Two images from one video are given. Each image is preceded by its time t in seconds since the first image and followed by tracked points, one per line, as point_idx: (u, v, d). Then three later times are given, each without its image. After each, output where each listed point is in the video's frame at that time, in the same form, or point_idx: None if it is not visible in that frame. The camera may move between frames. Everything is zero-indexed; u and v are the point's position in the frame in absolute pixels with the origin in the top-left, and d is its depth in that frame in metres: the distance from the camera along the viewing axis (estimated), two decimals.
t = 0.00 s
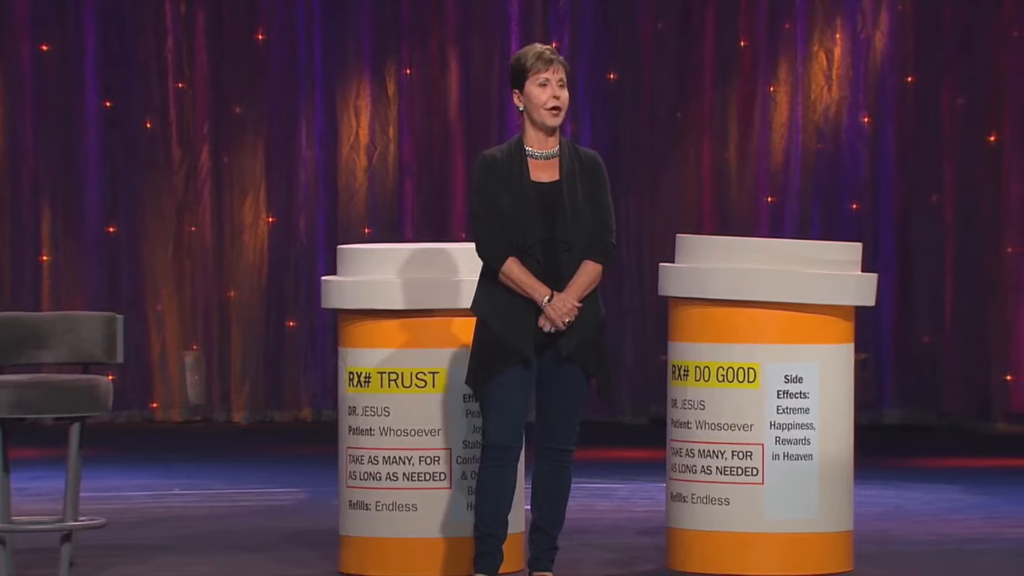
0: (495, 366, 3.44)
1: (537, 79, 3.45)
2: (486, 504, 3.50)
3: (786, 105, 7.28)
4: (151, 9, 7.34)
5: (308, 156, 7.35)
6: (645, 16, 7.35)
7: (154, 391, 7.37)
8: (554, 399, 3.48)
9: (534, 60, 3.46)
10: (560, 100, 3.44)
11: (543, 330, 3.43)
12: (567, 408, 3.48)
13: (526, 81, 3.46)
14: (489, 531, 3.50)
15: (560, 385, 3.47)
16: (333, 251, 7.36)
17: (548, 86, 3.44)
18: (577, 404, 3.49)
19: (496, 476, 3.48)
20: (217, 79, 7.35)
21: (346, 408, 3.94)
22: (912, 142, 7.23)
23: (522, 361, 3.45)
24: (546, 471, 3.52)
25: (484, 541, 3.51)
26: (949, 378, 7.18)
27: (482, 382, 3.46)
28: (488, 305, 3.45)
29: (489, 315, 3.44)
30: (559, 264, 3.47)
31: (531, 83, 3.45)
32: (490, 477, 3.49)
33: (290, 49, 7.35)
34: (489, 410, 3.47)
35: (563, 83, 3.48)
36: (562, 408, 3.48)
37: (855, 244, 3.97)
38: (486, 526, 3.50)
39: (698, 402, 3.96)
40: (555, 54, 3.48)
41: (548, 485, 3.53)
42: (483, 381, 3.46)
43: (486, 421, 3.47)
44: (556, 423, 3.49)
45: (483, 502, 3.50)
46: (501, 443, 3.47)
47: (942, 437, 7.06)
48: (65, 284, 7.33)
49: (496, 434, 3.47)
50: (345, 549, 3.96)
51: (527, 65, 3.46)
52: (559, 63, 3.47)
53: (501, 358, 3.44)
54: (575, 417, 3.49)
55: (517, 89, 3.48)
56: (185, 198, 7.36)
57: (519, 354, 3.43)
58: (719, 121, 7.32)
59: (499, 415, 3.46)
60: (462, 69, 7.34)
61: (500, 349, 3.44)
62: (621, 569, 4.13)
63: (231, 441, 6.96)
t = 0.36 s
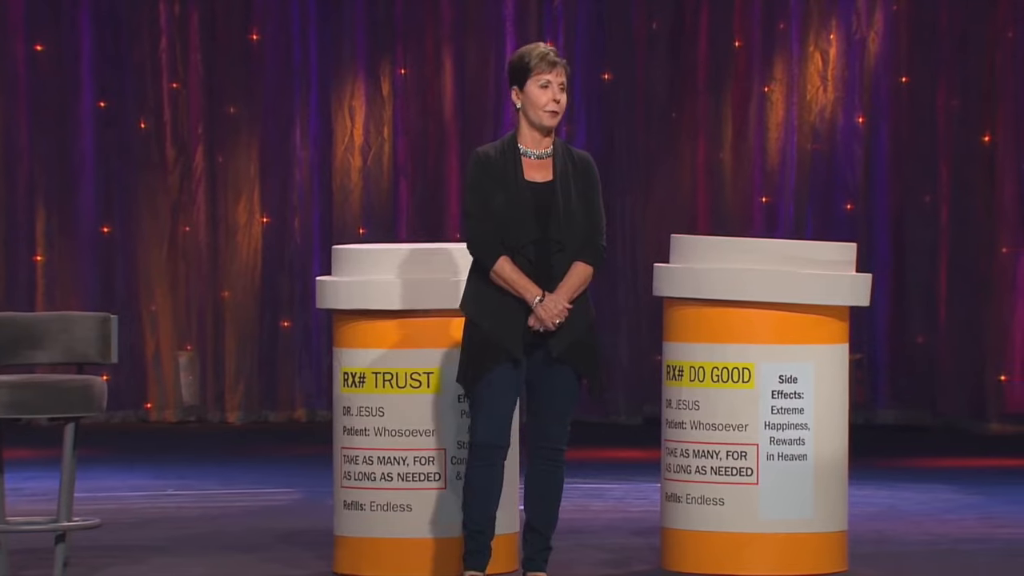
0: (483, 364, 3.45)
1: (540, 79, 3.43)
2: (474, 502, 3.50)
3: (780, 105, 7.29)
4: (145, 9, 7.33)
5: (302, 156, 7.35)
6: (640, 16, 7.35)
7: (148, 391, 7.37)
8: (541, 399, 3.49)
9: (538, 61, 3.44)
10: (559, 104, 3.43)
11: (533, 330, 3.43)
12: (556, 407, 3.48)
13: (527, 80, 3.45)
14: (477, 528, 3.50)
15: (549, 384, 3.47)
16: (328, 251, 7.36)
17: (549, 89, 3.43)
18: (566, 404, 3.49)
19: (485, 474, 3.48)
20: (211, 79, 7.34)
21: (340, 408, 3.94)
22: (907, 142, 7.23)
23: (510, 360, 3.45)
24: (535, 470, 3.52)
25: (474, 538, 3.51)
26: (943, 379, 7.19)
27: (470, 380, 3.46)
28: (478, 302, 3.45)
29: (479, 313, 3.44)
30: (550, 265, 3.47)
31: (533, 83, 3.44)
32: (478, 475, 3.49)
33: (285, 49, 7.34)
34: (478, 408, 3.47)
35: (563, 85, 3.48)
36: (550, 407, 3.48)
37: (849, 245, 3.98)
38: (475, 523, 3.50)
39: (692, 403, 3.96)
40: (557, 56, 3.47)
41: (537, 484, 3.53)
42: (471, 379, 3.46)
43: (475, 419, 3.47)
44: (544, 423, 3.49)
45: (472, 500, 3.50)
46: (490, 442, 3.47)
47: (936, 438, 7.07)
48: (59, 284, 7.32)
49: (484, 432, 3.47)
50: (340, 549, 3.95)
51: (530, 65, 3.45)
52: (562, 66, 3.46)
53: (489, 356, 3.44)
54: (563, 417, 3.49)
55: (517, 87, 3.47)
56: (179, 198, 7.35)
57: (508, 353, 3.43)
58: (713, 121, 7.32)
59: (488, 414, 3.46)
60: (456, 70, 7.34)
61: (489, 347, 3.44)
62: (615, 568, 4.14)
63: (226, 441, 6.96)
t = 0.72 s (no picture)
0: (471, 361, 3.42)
1: (533, 83, 3.46)
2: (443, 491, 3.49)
3: (780, 105, 7.28)
4: (145, 10, 7.33)
5: (302, 156, 7.35)
6: (639, 16, 7.35)
7: (148, 391, 7.37)
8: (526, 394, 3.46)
9: (532, 64, 3.47)
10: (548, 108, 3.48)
11: (522, 330, 3.41)
12: (541, 406, 3.45)
13: (520, 81, 3.46)
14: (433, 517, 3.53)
15: (536, 382, 3.45)
16: (327, 251, 7.36)
17: (540, 93, 3.47)
18: (551, 402, 3.46)
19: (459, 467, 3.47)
20: (211, 79, 7.34)
21: (339, 408, 3.93)
22: (907, 141, 7.23)
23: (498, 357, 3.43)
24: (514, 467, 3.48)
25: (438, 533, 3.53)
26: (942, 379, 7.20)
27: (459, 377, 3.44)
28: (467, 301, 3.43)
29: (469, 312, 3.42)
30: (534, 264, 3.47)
31: (526, 86, 3.46)
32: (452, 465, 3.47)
33: (285, 49, 7.34)
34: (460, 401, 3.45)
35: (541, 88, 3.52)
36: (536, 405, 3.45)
37: (848, 245, 3.98)
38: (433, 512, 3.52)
39: (692, 402, 3.96)
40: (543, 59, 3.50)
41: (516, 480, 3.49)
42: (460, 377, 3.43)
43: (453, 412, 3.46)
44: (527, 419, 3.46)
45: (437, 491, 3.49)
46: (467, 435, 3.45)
47: (935, 438, 7.08)
48: (58, 285, 7.31)
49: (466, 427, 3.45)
50: (340, 549, 3.96)
51: (524, 66, 3.46)
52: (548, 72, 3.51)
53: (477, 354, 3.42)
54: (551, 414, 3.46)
55: (506, 85, 3.47)
56: (179, 197, 7.34)
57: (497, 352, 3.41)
58: (713, 120, 7.32)
59: (466, 407, 3.44)
60: (456, 70, 7.34)
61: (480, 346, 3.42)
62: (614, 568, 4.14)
63: (225, 441, 6.96)
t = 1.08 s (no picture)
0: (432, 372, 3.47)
1: (481, 94, 3.48)
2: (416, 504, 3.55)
3: (781, 105, 7.28)
4: (145, 10, 7.31)
5: (302, 156, 7.34)
6: (640, 15, 7.35)
7: (148, 391, 7.37)
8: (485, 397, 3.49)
9: (481, 75, 3.47)
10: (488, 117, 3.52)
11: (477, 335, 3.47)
12: (496, 405, 3.49)
13: (471, 92, 3.47)
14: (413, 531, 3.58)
15: (494, 383, 3.50)
16: (328, 251, 7.36)
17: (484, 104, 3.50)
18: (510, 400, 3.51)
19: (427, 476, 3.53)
20: (211, 79, 7.33)
21: (339, 408, 3.93)
22: (907, 142, 7.23)
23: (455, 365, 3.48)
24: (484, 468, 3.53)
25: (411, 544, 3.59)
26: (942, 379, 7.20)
27: (422, 389, 3.48)
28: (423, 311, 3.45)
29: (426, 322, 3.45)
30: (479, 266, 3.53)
31: (476, 97, 3.47)
32: (420, 478, 3.53)
33: (285, 49, 7.33)
34: (420, 415, 3.51)
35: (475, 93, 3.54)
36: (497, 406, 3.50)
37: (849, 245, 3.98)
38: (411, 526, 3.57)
39: (693, 403, 3.96)
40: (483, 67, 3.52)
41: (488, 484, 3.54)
42: (424, 388, 3.47)
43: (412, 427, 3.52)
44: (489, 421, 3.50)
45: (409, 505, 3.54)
46: (429, 446, 3.51)
47: (935, 437, 7.08)
48: (59, 285, 7.31)
49: (428, 437, 3.51)
50: (339, 549, 3.96)
51: (477, 77, 3.47)
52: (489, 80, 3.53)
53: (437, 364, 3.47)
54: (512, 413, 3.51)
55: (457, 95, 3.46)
56: (179, 197, 7.34)
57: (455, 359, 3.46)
58: (714, 120, 7.32)
59: (425, 419, 3.51)
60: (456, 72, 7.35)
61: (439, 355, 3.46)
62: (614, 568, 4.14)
63: (226, 441, 6.97)
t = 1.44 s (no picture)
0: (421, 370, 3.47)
1: (441, 87, 3.52)
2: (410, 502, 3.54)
3: (782, 105, 7.28)
4: (146, 10, 7.31)
5: (303, 156, 7.34)
6: (641, 14, 7.35)
7: (150, 391, 7.37)
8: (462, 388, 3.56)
9: (440, 68, 3.51)
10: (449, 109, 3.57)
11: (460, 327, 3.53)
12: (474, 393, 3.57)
13: (431, 87, 3.51)
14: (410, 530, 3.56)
15: (472, 374, 3.57)
16: (329, 251, 7.35)
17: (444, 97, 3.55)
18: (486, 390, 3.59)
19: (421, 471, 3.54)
20: (212, 79, 7.33)
21: (340, 408, 3.93)
22: (908, 141, 7.22)
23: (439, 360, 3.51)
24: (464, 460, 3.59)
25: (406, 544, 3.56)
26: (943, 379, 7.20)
27: (412, 388, 3.48)
28: (408, 310, 3.46)
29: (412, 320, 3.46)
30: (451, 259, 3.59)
31: (436, 91, 3.51)
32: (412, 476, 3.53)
33: (287, 48, 7.33)
34: (408, 412, 3.51)
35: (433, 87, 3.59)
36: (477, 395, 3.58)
37: (850, 245, 3.98)
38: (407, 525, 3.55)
39: (694, 403, 3.96)
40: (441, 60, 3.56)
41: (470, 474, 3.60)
42: (411, 383, 3.47)
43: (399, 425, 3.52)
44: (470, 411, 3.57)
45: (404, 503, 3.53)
46: (420, 442, 3.53)
47: (936, 437, 7.08)
48: (60, 286, 7.31)
49: (417, 433, 3.52)
50: (341, 549, 3.96)
51: (436, 72, 3.51)
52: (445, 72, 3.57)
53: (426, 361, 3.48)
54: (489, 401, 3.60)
55: (418, 91, 3.50)
56: (181, 198, 7.34)
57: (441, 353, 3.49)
58: (716, 119, 7.32)
59: (414, 416, 3.51)
60: (458, 71, 7.36)
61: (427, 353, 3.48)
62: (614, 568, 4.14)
63: (227, 441, 6.97)
